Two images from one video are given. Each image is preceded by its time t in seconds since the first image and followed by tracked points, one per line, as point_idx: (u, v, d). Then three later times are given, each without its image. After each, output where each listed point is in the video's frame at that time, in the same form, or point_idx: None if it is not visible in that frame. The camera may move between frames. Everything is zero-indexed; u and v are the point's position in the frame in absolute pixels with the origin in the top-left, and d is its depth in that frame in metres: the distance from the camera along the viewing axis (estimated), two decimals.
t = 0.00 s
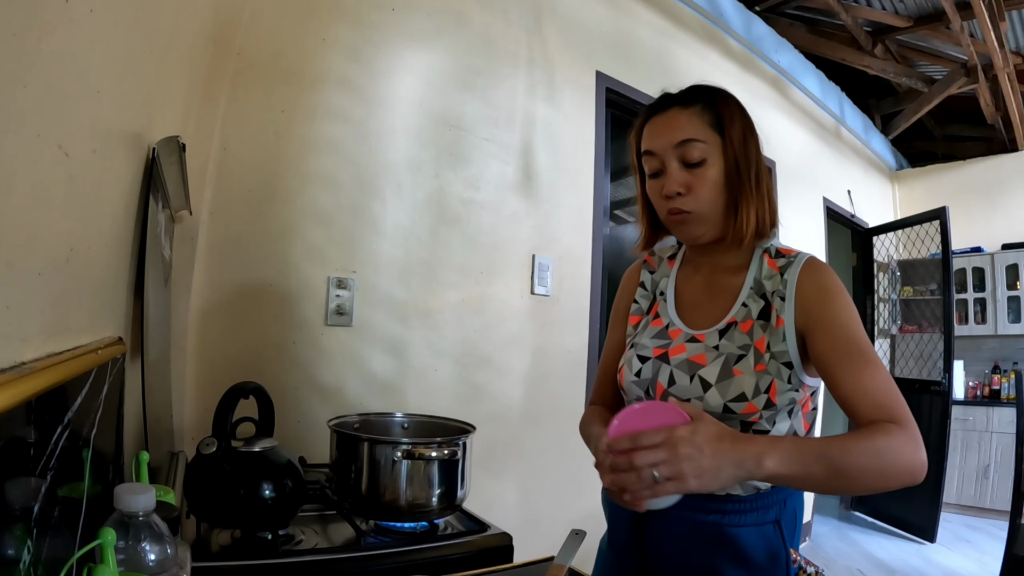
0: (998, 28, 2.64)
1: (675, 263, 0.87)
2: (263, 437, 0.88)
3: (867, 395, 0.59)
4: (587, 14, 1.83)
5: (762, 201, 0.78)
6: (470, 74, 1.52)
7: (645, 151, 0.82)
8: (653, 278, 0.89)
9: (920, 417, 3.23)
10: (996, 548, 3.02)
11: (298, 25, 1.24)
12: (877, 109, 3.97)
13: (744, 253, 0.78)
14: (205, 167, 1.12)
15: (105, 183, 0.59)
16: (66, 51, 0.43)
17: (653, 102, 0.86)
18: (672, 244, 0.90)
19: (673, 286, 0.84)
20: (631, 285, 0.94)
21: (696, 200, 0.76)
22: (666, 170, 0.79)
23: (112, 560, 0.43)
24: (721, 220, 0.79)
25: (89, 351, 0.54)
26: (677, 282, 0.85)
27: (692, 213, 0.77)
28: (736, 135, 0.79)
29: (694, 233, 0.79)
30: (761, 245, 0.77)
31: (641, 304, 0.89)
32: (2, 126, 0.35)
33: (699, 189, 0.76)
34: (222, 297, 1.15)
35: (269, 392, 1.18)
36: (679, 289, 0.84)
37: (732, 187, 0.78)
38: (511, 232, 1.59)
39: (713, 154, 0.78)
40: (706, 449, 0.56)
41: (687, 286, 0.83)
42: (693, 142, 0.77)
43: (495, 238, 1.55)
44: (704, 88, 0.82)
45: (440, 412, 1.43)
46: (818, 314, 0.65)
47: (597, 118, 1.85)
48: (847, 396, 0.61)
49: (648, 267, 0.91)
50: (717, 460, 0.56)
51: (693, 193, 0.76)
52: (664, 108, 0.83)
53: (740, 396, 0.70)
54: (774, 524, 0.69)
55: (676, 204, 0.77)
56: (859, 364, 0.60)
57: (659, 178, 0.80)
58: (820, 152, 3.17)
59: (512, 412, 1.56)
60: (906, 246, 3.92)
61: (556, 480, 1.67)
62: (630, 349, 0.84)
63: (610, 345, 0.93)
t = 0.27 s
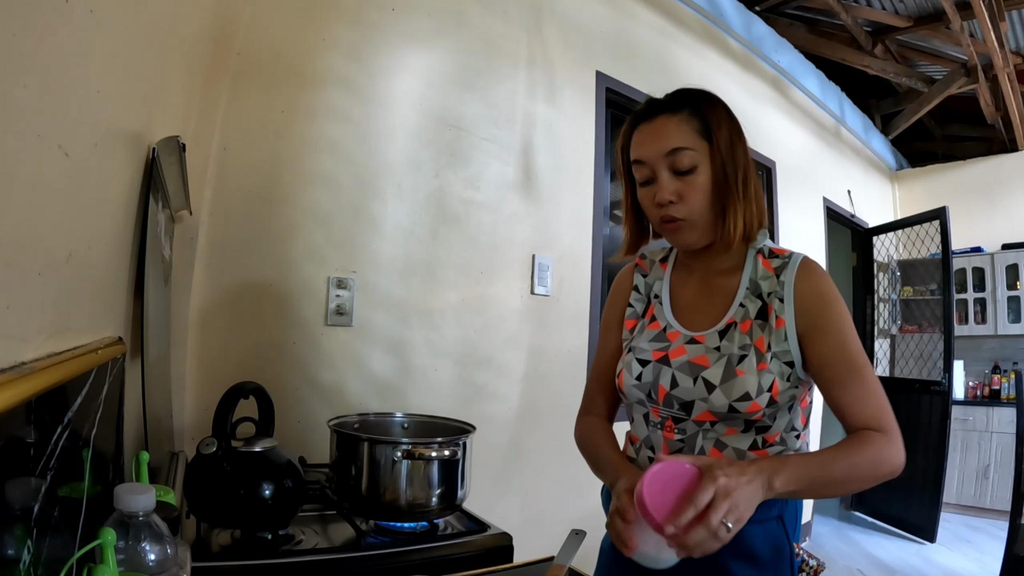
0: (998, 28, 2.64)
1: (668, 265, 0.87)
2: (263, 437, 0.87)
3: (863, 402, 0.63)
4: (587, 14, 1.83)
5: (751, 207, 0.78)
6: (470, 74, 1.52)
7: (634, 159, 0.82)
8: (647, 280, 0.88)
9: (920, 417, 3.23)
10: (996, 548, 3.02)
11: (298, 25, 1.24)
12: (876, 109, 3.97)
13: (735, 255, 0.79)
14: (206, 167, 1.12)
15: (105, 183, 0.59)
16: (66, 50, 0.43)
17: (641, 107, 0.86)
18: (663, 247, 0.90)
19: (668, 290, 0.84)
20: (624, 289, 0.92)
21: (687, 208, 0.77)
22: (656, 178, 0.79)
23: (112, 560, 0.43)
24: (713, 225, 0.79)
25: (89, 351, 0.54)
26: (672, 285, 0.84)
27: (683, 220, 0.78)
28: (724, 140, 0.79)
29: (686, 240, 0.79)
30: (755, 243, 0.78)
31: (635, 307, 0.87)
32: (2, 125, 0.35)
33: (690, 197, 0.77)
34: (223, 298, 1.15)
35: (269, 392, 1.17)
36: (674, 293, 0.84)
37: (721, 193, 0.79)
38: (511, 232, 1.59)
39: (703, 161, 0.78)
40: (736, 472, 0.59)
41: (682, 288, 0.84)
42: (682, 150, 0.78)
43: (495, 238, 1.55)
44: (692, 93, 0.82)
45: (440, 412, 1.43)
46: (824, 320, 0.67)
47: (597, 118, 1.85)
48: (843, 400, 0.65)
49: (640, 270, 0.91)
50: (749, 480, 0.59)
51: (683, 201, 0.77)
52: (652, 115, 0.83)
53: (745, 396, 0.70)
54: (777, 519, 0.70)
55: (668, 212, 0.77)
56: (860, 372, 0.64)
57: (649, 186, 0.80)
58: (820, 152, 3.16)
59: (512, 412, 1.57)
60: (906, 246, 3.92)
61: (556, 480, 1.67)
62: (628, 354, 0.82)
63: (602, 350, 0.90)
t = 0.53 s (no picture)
0: (998, 28, 2.64)
1: (669, 268, 0.87)
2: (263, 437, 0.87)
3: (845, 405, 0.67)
4: (587, 14, 1.83)
5: (754, 211, 0.79)
6: (470, 74, 1.52)
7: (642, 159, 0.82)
8: (648, 282, 0.88)
9: (920, 417, 3.23)
10: (996, 548, 3.02)
11: (298, 25, 1.24)
12: (876, 109, 3.97)
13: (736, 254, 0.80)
14: (206, 167, 1.12)
15: (105, 183, 0.59)
16: (66, 50, 0.43)
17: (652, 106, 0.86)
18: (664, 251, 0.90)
19: (669, 291, 0.84)
20: (625, 291, 0.92)
21: (692, 210, 0.78)
22: (664, 179, 0.79)
23: (112, 560, 0.42)
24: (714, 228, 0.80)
25: (89, 351, 0.53)
26: (672, 286, 0.84)
27: (688, 221, 0.78)
28: (733, 145, 0.80)
29: (687, 242, 0.80)
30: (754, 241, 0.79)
31: (637, 308, 0.87)
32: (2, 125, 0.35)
33: (696, 199, 0.78)
34: (223, 298, 1.15)
35: (269, 392, 1.17)
36: (674, 294, 0.84)
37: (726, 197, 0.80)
38: (511, 232, 1.59)
39: (710, 165, 0.79)
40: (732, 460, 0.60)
41: (682, 290, 0.84)
42: (691, 153, 0.78)
43: (495, 238, 1.55)
44: (702, 96, 0.83)
45: (440, 411, 1.43)
46: (824, 322, 0.68)
47: (596, 118, 1.85)
48: (827, 400, 0.68)
49: (641, 272, 0.90)
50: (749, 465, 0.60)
51: (688, 202, 0.77)
52: (661, 117, 0.83)
53: (748, 391, 0.70)
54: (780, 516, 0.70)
55: (675, 213, 0.78)
56: (844, 377, 0.67)
57: (655, 186, 0.81)
58: (820, 152, 3.16)
59: (512, 412, 1.56)
60: (906, 246, 3.92)
61: (556, 480, 1.67)
62: (631, 353, 0.82)
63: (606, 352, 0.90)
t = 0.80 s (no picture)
0: (998, 28, 2.64)
1: (667, 269, 0.87)
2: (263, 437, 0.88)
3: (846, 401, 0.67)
4: (586, 14, 1.83)
5: (770, 219, 0.83)
6: (470, 74, 1.52)
7: (683, 146, 0.82)
8: (647, 285, 0.88)
9: (920, 417, 3.23)
10: (996, 548, 3.02)
11: (298, 25, 1.24)
12: (876, 109, 3.97)
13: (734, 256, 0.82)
14: (206, 167, 1.12)
15: (105, 183, 0.59)
16: (66, 50, 0.43)
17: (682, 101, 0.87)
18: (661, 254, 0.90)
19: (668, 293, 0.84)
20: (624, 295, 0.91)
21: (731, 202, 0.78)
22: (706, 167, 0.79)
23: (112, 560, 0.43)
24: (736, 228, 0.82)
25: (89, 351, 0.54)
26: (672, 287, 0.85)
27: (724, 213, 0.79)
28: (757, 155, 0.84)
29: (714, 234, 0.80)
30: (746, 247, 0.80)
31: (636, 311, 0.87)
32: (2, 126, 0.35)
33: (735, 194, 0.79)
34: (224, 298, 1.15)
35: (269, 392, 1.18)
36: (674, 295, 0.84)
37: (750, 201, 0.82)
38: (511, 232, 1.59)
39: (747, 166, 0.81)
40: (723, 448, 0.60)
41: (681, 293, 0.84)
42: (736, 150, 0.80)
43: (495, 238, 1.55)
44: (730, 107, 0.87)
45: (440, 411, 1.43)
46: (824, 318, 0.69)
47: (596, 118, 1.85)
48: (830, 397, 0.68)
49: (639, 276, 0.90)
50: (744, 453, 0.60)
51: (729, 193, 0.78)
52: (702, 111, 0.84)
53: (749, 390, 0.70)
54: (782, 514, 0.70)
55: (715, 202, 0.78)
56: (847, 372, 0.67)
57: (693, 173, 0.80)
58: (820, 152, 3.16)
59: (512, 412, 1.57)
60: (906, 246, 3.92)
61: (556, 480, 1.67)
62: (631, 356, 0.82)
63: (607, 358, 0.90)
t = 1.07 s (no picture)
0: (998, 28, 2.64)
1: (648, 275, 0.85)
2: (263, 437, 0.87)
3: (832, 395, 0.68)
4: (587, 14, 1.83)
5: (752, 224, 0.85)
6: (470, 74, 1.52)
7: (672, 146, 0.83)
8: (629, 291, 0.85)
9: (920, 417, 3.23)
10: (996, 548, 3.02)
11: (298, 25, 1.24)
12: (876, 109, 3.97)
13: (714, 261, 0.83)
14: (205, 167, 1.12)
15: (106, 184, 0.59)
16: (67, 50, 0.43)
17: (669, 107, 0.90)
18: (640, 258, 0.88)
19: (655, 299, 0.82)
20: (607, 302, 0.87)
21: (718, 203, 0.80)
22: (695, 167, 0.81)
23: (112, 560, 0.42)
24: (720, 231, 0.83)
25: (89, 351, 0.53)
26: (658, 292, 0.83)
27: (711, 213, 0.80)
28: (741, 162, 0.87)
29: (701, 234, 0.80)
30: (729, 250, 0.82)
31: (623, 319, 0.84)
32: (3, 127, 0.35)
33: (722, 195, 0.80)
34: (223, 297, 1.15)
35: (269, 392, 1.17)
36: (660, 301, 0.83)
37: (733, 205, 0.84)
38: (510, 232, 1.59)
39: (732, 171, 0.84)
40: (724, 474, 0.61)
41: (668, 298, 0.83)
42: (722, 153, 0.83)
43: (495, 238, 1.55)
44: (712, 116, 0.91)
45: (441, 412, 1.43)
46: (807, 316, 0.71)
47: (596, 118, 1.85)
48: (819, 394, 0.69)
49: (619, 283, 0.87)
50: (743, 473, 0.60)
51: (717, 192, 0.80)
52: (691, 116, 0.87)
53: (751, 393, 0.71)
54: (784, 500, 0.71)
55: (703, 201, 0.79)
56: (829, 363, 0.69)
57: (681, 173, 0.82)
58: (820, 152, 3.16)
59: (513, 412, 1.56)
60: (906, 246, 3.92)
61: (556, 480, 1.67)
62: (626, 367, 0.80)
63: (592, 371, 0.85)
